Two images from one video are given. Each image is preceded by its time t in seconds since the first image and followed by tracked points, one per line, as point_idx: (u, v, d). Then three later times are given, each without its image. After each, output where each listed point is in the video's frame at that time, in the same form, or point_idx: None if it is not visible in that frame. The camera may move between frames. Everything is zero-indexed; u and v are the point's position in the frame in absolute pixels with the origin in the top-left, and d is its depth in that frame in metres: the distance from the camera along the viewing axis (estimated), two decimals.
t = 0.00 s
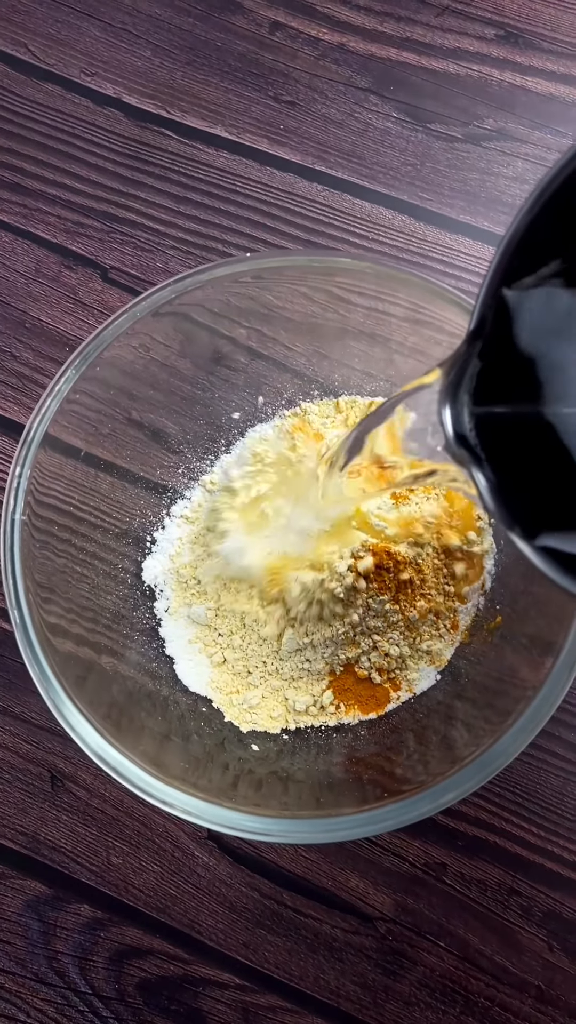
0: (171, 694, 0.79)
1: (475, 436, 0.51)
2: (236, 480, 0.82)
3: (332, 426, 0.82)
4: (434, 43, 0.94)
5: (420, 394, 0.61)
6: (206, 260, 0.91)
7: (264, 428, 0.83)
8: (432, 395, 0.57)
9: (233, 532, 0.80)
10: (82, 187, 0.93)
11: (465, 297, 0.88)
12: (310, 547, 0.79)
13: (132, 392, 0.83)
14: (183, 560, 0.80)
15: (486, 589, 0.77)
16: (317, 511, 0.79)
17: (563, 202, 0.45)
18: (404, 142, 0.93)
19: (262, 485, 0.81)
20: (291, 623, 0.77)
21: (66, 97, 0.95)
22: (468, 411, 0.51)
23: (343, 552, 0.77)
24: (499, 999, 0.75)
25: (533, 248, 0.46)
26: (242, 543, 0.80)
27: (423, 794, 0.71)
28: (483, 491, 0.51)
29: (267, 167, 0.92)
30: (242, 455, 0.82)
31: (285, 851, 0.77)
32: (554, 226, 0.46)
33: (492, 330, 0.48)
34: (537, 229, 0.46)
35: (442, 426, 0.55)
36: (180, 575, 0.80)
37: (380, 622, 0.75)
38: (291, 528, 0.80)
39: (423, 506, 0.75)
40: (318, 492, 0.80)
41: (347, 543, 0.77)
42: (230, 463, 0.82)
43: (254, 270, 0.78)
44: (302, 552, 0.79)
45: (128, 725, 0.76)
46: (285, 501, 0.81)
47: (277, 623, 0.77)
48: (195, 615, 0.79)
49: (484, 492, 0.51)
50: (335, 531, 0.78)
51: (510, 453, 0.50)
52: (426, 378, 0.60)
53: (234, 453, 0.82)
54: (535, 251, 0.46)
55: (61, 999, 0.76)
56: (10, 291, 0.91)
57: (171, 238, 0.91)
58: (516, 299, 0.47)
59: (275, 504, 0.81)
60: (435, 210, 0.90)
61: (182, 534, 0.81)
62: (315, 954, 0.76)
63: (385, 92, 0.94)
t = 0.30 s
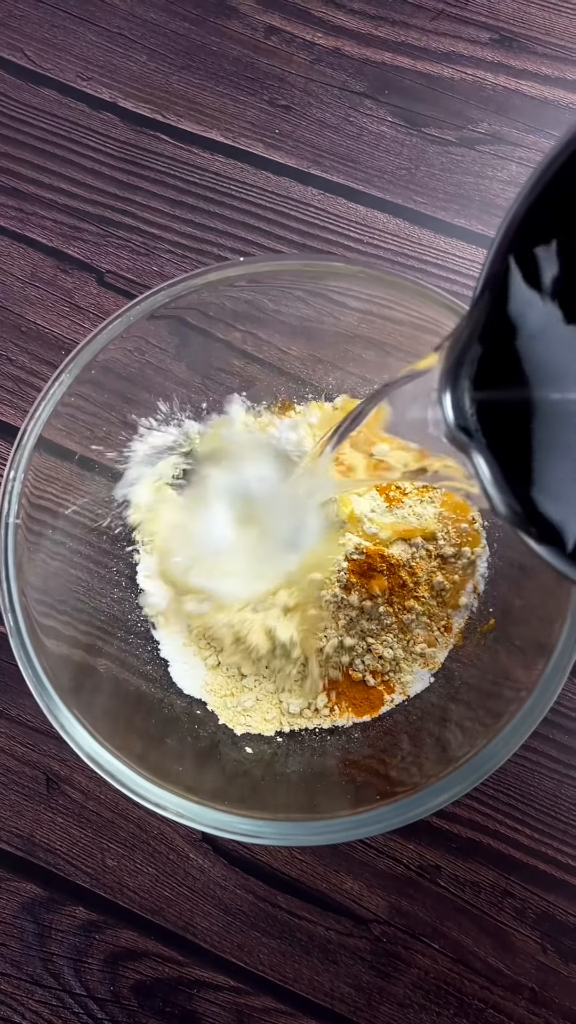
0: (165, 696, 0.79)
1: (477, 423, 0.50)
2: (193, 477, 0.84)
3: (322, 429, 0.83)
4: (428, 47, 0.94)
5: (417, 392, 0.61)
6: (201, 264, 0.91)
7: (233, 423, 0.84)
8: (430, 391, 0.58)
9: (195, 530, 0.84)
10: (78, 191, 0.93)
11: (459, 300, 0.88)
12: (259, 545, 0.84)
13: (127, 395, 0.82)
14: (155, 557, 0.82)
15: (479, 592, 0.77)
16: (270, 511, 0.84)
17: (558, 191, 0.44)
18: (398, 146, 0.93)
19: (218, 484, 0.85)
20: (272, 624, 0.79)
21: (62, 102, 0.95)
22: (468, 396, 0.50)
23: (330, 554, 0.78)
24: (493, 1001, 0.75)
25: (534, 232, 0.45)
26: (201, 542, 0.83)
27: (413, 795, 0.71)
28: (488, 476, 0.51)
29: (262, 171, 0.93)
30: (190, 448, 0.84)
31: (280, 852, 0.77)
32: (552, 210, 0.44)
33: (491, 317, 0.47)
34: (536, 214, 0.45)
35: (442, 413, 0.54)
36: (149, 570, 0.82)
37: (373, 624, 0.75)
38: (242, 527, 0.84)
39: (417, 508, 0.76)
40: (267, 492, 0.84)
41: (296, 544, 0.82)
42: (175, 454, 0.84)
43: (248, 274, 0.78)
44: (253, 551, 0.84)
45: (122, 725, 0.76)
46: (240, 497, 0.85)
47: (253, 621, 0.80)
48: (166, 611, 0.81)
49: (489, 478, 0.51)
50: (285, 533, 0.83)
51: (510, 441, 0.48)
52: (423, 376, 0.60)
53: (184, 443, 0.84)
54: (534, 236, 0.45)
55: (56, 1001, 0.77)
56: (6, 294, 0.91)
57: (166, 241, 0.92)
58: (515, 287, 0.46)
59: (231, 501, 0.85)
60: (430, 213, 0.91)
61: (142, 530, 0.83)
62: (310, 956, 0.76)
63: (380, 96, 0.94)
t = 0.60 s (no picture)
0: (161, 698, 0.80)
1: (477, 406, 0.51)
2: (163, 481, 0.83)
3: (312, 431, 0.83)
4: (423, 53, 0.95)
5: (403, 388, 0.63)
6: (196, 268, 0.92)
7: (209, 421, 0.83)
8: (422, 385, 0.59)
9: (169, 534, 0.82)
10: (75, 196, 0.93)
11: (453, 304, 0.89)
12: (234, 545, 0.83)
13: (124, 398, 0.82)
14: (132, 565, 0.81)
15: (473, 594, 0.78)
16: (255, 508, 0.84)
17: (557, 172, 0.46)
18: (394, 151, 0.94)
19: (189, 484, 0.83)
20: (260, 625, 0.79)
21: (59, 107, 0.95)
22: (469, 379, 0.52)
23: (324, 556, 0.79)
24: (486, 1001, 0.76)
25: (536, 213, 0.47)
26: (175, 547, 0.82)
27: (404, 795, 0.72)
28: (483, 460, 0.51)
29: (258, 176, 0.93)
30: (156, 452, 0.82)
31: (274, 852, 0.78)
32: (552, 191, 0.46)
33: (492, 297, 0.49)
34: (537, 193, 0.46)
35: (441, 398, 0.55)
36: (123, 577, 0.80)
37: (367, 626, 0.76)
38: (214, 527, 0.84)
39: (411, 510, 0.76)
40: (237, 491, 0.84)
41: (272, 542, 0.82)
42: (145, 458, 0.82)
43: (244, 279, 0.79)
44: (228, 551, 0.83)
45: (119, 725, 0.77)
46: (210, 497, 0.85)
47: (240, 624, 0.79)
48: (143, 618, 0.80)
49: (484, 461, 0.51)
50: (259, 529, 0.83)
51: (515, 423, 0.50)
52: (411, 370, 0.62)
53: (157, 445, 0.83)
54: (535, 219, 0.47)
55: (53, 1000, 0.77)
56: (3, 299, 0.92)
57: (163, 245, 0.92)
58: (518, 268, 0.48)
59: (200, 502, 0.84)
60: (424, 218, 0.91)
61: (115, 540, 0.81)
62: (305, 955, 0.77)
63: (375, 101, 0.95)
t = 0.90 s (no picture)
0: (158, 699, 0.80)
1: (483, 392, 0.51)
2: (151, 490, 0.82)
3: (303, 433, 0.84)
4: (419, 57, 0.95)
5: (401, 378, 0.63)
6: (194, 272, 0.92)
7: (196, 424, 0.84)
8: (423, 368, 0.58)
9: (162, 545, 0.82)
10: (74, 200, 0.94)
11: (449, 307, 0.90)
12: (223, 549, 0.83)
13: (121, 402, 0.83)
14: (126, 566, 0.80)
15: (468, 597, 0.79)
16: (247, 510, 0.84)
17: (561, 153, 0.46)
18: (390, 154, 0.94)
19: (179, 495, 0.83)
20: (254, 626, 0.79)
21: (58, 112, 0.96)
22: (474, 364, 0.51)
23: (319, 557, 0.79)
24: (482, 1001, 0.76)
25: (541, 191, 0.47)
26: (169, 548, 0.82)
27: (399, 793, 0.73)
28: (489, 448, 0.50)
29: (255, 180, 0.94)
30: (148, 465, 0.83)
31: (271, 853, 0.78)
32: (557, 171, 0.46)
33: (496, 276, 0.48)
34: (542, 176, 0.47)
35: (447, 387, 0.54)
36: (122, 592, 0.80)
37: (363, 627, 0.76)
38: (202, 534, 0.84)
39: (406, 513, 0.77)
40: (223, 496, 0.85)
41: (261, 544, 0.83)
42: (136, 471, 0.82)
43: (241, 283, 0.79)
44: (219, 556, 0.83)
45: (116, 726, 0.77)
46: (197, 503, 0.84)
47: (233, 625, 0.79)
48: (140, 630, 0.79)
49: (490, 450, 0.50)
50: (247, 531, 0.84)
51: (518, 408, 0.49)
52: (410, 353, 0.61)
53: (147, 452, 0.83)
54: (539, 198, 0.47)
55: (51, 1001, 0.77)
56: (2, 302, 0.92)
57: (160, 249, 0.93)
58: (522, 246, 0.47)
59: (191, 510, 0.84)
60: (421, 221, 0.92)
61: (108, 554, 0.81)
62: (301, 956, 0.77)
63: (372, 105, 0.95)
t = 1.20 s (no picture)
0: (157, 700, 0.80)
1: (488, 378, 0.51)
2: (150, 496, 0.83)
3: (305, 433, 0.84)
4: (417, 62, 0.96)
5: (406, 365, 0.63)
6: (193, 275, 0.93)
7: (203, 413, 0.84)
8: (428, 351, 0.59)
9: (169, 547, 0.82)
10: (74, 204, 0.94)
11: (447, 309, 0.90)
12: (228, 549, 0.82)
13: (121, 405, 0.84)
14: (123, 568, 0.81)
15: (465, 598, 0.79)
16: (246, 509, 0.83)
17: (556, 138, 0.46)
18: (388, 158, 0.95)
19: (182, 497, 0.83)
20: (259, 626, 0.79)
21: (59, 116, 0.97)
22: (479, 348, 0.51)
23: (317, 557, 0.79)
24: (479, 1001, 0.76)
25: (543, 175, 0.47)
26: (167, 549, 0.81)
27: (395, 794, 0.73)
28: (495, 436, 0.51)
29: (254, 183, 0.94)
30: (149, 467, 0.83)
31: (270, 853, 0.79)
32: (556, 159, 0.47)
33: (498, 260, 0.48)
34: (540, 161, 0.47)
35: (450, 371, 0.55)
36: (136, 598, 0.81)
37: (361, 628, 0.77)
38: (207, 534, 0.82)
39: (404, 515, 0.78)
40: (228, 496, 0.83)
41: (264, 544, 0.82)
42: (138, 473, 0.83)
43: (240, 286, 0.80)
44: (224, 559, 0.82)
45: (115, 726, 0.78)
46: (199, 504, 0.83)
47: (232, 626, 0.80)
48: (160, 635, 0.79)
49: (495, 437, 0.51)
50: (246, 531, 0.83)
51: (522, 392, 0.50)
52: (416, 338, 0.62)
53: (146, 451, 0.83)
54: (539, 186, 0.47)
55: (50, 1000, 0.78)
56: (3, 306, 0.93)
57: (160, 252, 0.93)
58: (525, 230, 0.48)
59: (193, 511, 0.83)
60: (419, 224, 0.92)
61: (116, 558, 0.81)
62: (299, 955, 0.77)
63: (370, 110, 0.96)
